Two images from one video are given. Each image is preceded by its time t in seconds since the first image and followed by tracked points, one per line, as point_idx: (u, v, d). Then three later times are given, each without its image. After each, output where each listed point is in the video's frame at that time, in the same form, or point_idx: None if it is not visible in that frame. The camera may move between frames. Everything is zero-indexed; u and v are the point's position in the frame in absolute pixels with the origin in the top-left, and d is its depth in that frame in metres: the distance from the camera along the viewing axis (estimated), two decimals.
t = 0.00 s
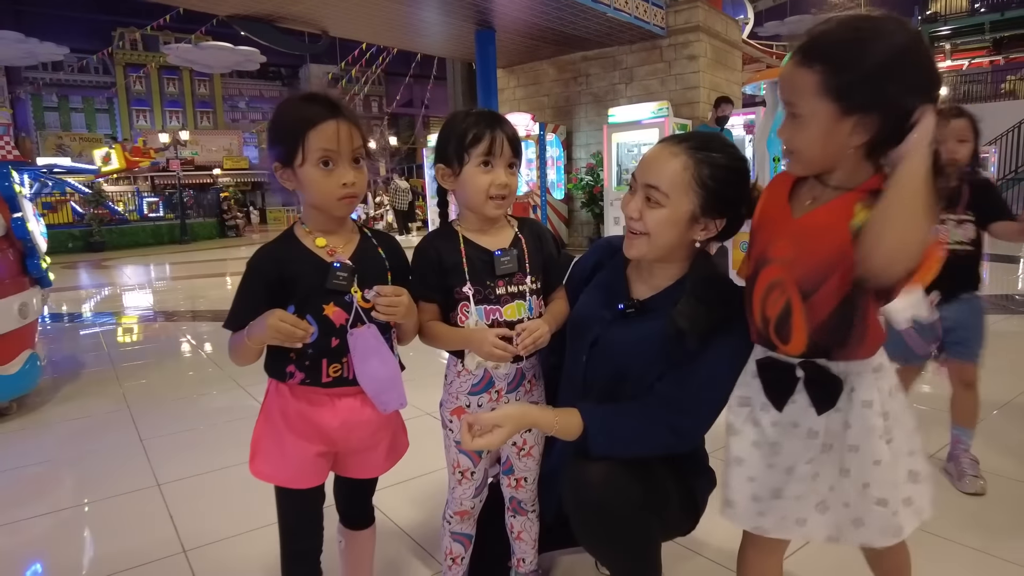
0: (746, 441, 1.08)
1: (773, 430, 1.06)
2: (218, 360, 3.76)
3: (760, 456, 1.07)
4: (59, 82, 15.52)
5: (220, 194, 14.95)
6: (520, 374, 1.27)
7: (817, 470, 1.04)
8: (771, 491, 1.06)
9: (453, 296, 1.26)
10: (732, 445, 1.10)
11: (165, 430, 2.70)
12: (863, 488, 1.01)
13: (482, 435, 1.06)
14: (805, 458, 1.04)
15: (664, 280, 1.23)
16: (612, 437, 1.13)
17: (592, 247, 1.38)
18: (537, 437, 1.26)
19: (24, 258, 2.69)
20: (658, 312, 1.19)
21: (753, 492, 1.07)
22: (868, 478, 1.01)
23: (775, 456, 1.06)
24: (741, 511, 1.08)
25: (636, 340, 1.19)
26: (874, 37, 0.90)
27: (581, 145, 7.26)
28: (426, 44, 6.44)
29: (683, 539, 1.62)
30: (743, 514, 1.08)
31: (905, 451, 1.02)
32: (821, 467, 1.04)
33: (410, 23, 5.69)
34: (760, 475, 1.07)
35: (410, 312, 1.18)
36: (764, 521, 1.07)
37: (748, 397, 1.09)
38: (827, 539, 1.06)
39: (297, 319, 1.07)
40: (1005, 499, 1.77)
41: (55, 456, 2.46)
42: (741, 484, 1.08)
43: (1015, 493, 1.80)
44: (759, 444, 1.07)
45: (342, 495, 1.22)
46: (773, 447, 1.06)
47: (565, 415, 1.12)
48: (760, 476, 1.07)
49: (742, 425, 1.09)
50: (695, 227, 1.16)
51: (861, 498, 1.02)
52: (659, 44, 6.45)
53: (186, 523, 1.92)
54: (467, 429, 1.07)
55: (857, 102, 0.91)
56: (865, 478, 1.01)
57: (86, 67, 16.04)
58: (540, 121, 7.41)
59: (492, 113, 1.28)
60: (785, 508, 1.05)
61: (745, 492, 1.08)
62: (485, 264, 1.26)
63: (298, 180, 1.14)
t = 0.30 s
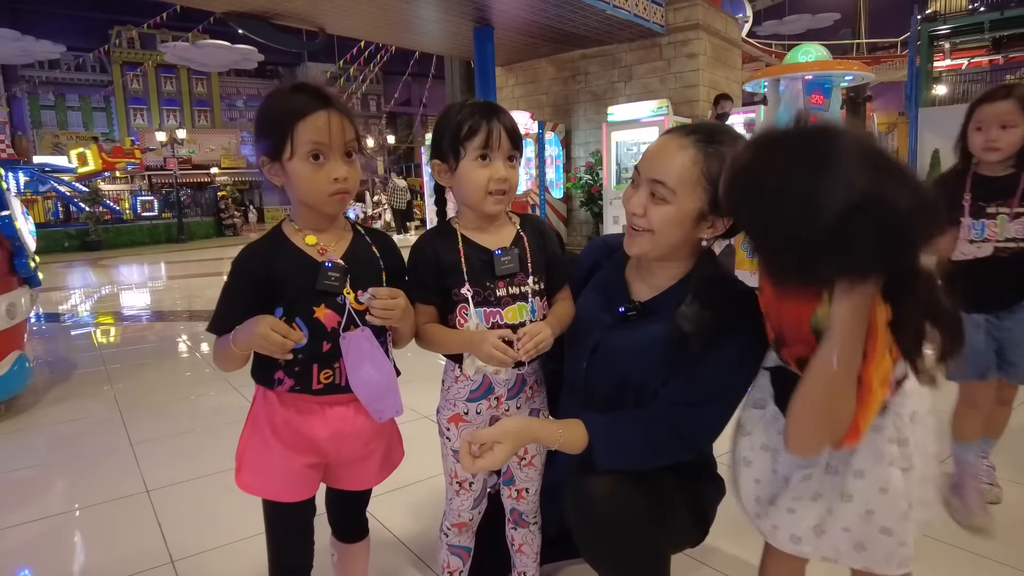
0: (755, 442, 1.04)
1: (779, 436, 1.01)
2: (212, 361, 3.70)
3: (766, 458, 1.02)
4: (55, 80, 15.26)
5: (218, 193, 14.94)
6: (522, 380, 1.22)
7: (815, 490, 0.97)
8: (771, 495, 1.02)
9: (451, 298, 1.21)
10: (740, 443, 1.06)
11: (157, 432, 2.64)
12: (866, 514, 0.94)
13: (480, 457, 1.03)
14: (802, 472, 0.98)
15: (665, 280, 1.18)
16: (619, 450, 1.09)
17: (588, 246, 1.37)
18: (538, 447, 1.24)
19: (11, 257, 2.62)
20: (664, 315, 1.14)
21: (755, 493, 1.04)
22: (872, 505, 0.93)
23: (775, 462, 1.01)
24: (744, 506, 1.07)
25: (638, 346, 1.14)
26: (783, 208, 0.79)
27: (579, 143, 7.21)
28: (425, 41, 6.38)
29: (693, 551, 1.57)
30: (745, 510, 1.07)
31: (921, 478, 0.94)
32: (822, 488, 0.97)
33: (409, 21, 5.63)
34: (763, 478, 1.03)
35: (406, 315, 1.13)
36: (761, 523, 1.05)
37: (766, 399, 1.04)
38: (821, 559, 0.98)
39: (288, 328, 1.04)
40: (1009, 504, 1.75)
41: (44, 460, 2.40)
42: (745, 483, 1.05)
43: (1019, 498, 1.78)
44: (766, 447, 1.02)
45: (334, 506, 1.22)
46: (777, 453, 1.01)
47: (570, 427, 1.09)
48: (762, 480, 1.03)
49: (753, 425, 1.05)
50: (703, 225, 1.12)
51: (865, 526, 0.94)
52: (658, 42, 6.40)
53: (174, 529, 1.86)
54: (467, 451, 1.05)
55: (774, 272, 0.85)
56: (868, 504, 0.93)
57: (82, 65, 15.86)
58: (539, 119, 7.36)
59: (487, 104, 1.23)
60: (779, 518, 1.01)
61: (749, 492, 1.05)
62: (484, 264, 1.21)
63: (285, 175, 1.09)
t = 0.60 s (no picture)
0: (774, 444, 1.11)
1: (797, 439, 1.08)
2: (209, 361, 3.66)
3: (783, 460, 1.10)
4: (54, 79, 15.11)
5: (218, 191, 14.97)
6: (520, 382, 1.20)
7: (831, 496, 1.03)
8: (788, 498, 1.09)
9: (449, 298, 1.18)
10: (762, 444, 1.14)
11: (152, 433, 2.61)
12: (879, 524, 0.99)
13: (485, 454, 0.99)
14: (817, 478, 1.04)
15: (671, 278, 1.17)
16: (629, 453, 1.06)
17: (588, 246, 1.34)
18: (538, 450, 1.21)
19: (5, 256, 2.60)
20: (670, 316, 1.12)
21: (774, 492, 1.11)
22: (887, 514, 0.98)
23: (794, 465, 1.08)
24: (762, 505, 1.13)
25: (644, 349, 1.12)
26: (805, 284, 0.76)
27: (580, 142, 7.18)
28: (424, 39, 6.34)
29: (700, 558, 1.52)
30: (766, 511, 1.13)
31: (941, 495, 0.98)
32: (837, 493, 1.03)
33: (409, 19, 5.60)
34: (781, 478, 1.10)
35: (404, 315, 1.11)
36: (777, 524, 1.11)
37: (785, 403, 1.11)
38: (834, 566, 1.03)
39: (289, 331, 1.01)
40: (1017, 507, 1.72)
41: (38, 461, 2.37)
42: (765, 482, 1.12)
43: None
44: (785, 448, 1.10)
45: (328, 510, 1.20)
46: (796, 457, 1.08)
47: (578, 429, 1.05)
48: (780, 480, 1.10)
49: (773, 429, 1.12)
50: (709, 220, 1.10)
51: (879, 535, 0.99)
52: (659, 40, 6.36)
53: (167, 531, 1.83)
54: (472, 446, 1.00)
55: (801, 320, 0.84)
56: (883, 514, 0.98)
57: (82, 64, 15.74)
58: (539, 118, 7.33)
59: (483, 95, 1.20)
60: (792, 522, 1.07)
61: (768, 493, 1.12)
62: (483, 262, 1.18)
63: (278, 167, 1.07)
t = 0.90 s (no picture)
0: (765, 442, 1.10)
1: (791, 436, 1.07)
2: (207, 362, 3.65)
3: (774, 457, 1.08)
4: (54, 79, 15.03)
5: (217, 191, 14.92)
6: (517, 384, 1.19)
7: (828, 490, 1.03)
8: (780, 495, 1.07)
9: (446, 299, 1.17)
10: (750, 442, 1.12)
11: (150, 434, 2.60)
12: (879, 515, 0.99)
13: (494, 453, 0.98)
14: (815, 473, 1.03)
15: (674, 277, 1.16)
16: (637, 457, 1.06)
17: (588, 246, 1.32)
18: (536, 453, 1.21)
19: (2, 257, 2.59)
20: (672, 317, 1.11)
21: (765, 491, 1.09)
22: (885, 505, 0.98)
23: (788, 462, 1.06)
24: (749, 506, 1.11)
25: (646, 351, 1.11)
26: (867, 241, 0.73)
27: (580, 142, 7.17)
28: (424, 38, 6.33)
29: (699, 560, 1.50)
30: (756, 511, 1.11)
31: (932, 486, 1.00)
32: (833, 487, 1.02)
33: (408, 19, 5.59)
34: (773, 476, 1.08)
35: (404, 318, 1.10)
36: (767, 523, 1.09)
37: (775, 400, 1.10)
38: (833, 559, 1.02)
39: (289, 336, 1.00)
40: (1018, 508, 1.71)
41: (36, 463, 2.36)
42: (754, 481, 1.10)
43: None
44: (777, 446, 1.08)
45: (325, 514, 1.19)
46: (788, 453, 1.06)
47: (584, 430, 1.04)
48: (771, 479, 1.09)
49: (763, 427, 1.11)
50: (712, 217, 1.09)
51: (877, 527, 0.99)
52: (659, 40, 6.35)
53: (163, 534, 1.81)
54: (478, 446, 0.98)
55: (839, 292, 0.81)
56: (881, 505, 0.98)
57: (82, 64, 15.64)
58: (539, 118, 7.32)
59: (479, 93, 1.19)
60: (787, 519, 1.05)
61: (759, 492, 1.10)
62: (480, 264, 1.17)
63: (274, 166, 1.06)
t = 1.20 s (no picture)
0: (815, 455, 1.03)
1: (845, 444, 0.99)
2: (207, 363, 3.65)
3: (831, 469, 1.01)
4: (54, 80, 15.09)
5: (218, 192, 14.91)
6: (515, 386, 1.20)
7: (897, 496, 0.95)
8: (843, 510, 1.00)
9: (444, 303, 1.17)
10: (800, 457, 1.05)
11: (150, 436, 2.60)
12: (960, 516, 0.91)
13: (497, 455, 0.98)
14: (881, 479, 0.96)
15: (674, 278, 1.16)
16: (638, 456, 1.06)
17: (588, 248, 1.31)
18: (536, 454, 1.22)
19: (2, 258, 2.60)
20: (672, 318, 1.11)
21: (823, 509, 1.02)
22: (964, 504, 0.91)
23: (846, 472, 0.99)
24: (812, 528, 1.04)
25: (647, 352, 1.11)
26: (942, 128, 0.70)
27: (580, 142, 7.17)
28: (423, 39, 6.33)
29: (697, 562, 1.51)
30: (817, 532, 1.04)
31: (1001, 474, 0.92)
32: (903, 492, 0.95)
33: (408, 19, 5.59)
34: (830, 491, 1.01)
35: (404, 321, 1.10)
36: (837, 541, 1.02)
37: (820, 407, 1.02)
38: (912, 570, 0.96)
39: (283, 329, 1.00)
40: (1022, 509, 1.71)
41: (36, 464, 2.36)
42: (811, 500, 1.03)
43: None
44: (828, 458, 1.01)
45: (324, 516, 1.20)
46: (846, 464, 0.99)
47: (588, 430, 1.05)
48: (829, 494, 1.01)
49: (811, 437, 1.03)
50: (714, 216, 1.10)
51: (958, 529, 0.91)
52: (659, 40, 6.36)
53: (163, 535, 1.81)
54: (482, 447, 0.99)
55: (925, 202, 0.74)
56: (961, 505, 0.91)
57: (82, 65, 15.65)
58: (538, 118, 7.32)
59: (481, 95, 1.19)
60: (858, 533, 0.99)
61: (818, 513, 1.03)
62: (478, 267, 1.18)
63: (273, 169, 1.06)
